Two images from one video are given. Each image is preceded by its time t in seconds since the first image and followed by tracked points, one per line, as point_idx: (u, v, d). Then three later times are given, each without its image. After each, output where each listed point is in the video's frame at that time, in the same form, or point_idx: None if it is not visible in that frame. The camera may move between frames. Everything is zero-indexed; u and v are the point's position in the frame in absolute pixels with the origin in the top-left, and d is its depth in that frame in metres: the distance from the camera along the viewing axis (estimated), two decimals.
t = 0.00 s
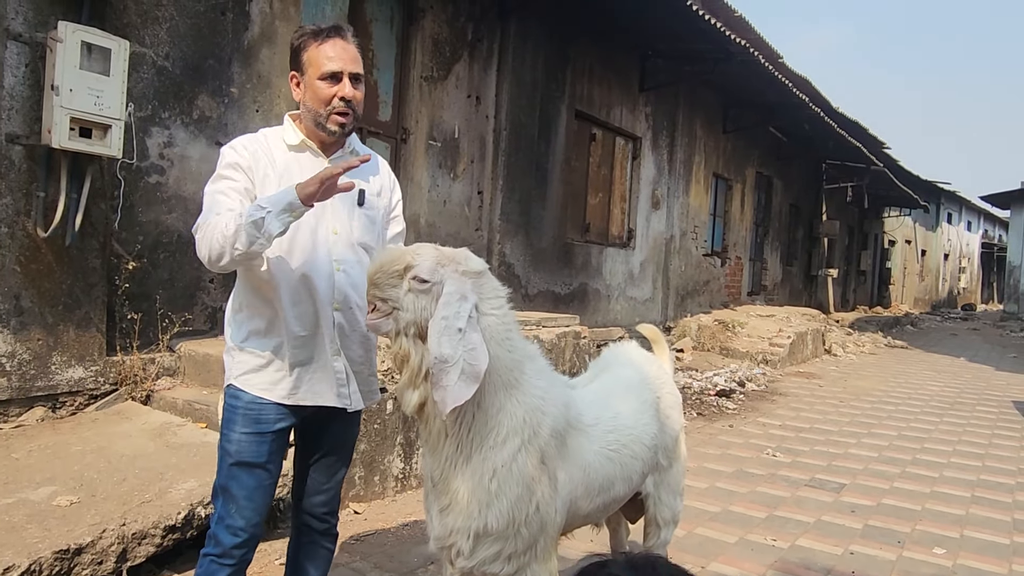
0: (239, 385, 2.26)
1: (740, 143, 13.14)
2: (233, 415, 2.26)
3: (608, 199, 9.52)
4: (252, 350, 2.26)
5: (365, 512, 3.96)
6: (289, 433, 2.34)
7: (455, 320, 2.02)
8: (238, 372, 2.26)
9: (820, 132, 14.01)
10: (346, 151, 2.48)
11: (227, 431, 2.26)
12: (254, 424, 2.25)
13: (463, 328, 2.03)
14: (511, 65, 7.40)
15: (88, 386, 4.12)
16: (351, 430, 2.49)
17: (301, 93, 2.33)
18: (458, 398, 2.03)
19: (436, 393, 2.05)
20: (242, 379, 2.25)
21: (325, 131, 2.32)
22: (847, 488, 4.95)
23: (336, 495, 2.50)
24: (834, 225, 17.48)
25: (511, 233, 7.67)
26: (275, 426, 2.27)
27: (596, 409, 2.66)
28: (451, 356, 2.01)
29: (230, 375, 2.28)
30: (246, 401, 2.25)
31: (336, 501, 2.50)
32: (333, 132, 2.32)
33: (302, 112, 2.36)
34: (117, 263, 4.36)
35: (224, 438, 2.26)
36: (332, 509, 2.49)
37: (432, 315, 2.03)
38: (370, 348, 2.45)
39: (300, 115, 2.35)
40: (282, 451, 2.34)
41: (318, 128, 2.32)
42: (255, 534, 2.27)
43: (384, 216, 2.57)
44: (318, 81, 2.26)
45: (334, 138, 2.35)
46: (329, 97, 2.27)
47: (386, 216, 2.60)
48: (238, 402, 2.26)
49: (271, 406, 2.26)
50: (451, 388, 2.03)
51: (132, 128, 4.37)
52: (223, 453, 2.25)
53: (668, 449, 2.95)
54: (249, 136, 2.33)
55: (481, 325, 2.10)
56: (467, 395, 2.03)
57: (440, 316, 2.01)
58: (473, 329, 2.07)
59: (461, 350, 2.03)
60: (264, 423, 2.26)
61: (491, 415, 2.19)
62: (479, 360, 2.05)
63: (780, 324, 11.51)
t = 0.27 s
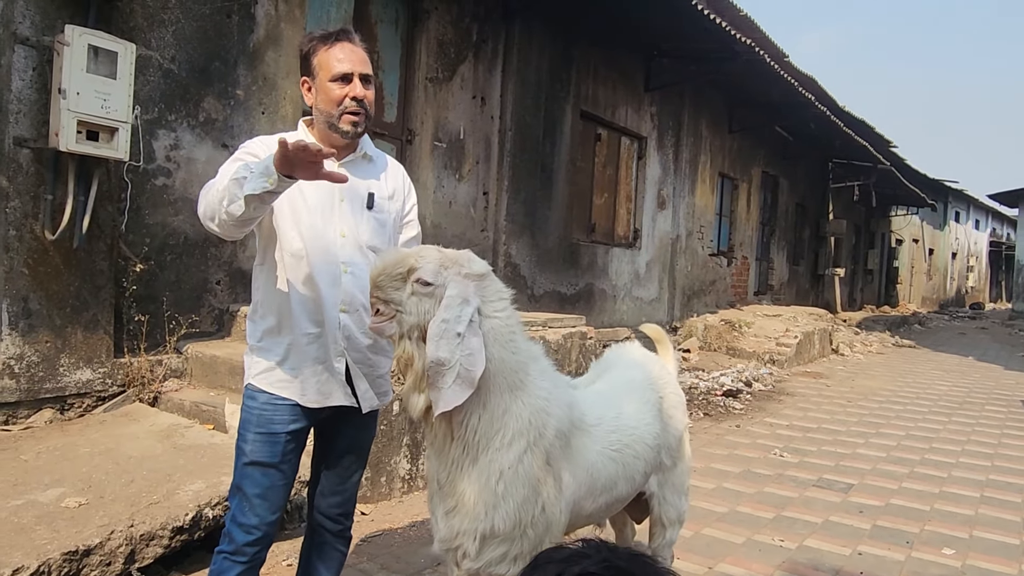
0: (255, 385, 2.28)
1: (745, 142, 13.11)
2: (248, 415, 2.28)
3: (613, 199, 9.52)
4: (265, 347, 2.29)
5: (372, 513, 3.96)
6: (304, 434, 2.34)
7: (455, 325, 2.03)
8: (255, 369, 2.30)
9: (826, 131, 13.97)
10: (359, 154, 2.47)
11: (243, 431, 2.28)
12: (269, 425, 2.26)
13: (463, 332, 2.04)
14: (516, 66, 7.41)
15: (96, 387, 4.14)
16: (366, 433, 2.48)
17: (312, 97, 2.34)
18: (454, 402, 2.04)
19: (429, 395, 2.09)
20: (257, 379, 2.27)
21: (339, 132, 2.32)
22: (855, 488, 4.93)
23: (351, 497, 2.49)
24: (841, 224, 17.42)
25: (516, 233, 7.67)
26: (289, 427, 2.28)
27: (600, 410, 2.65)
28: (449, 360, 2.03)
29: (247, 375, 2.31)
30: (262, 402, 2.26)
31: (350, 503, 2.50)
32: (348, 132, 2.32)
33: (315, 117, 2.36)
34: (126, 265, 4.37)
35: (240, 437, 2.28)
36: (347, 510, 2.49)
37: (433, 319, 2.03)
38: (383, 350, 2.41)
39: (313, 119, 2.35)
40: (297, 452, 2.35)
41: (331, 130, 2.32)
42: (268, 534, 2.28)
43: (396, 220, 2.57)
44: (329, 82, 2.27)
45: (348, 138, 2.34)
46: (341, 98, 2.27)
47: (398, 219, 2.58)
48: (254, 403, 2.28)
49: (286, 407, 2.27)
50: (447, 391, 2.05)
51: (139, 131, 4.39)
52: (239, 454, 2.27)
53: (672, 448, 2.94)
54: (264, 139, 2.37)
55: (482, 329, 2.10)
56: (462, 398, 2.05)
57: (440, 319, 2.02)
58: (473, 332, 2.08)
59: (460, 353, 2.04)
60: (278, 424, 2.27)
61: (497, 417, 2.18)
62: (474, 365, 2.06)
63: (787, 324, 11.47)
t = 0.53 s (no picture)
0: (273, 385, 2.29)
1: (759, 140, 13.03)
2: (266, 415, 2.29)
3: (626, 197, 9.49)
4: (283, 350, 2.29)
5: (385, 512, 3.97)
6: (321, 434, 2.34)
7: (463, 326, 2.03)
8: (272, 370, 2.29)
9: (842, 128, 13.85)
10: (378, 156, 2.45)
11: (261, 430, 2.29)
12: (285, 425, 2.27)
13: (471, 333, 2.04)
14: (528, 65, 7.41)
15: (112, 387, 4.17)
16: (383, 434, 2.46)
17: (334, 97, 2.34)
18: (459, 404, 2.01)
19: (433, 397, 2.06)
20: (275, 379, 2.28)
21: (359, 132, 2.29)
22: (871, 489, 4.88)
23: (366, 499, 2.48)
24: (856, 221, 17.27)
25: (529, 232, 7.66)
26: (306, 427, 2.29)
27: (611, 409, 2.64)
28: (456, 361, 2.02)
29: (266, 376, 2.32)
30: (279, 402, 2.27)
31: (366, 504, 2.49)
32: (367, 132, 2.29)
33: (336, 118, 2.36)
34: (139, 265, 4.41)
35: (258, 437, 2.29)
36: (361, 512, 2.48)
37: (442, 319, 2.03)
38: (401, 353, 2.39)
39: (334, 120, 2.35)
40: (314, 453, 2.35)
41: (352, 130, 2.30)
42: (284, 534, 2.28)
43: (415, 222, 2.55)
44: (350, 84, 2.28)
45: (367, 139, 2.32)
46: (361, 99, 2.28)
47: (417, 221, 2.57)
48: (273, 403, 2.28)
49: (303, 408, 2.28)
50: (451, 392, 2.02)
51: (153, 132, 4.42)
52: (256, 454, 2.28)
53: (683, 447, 2.92)
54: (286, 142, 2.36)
55: (489, 331, 2.10)
56: (467, 400, 2.02)
57: (448, 320, 2.02)
58: (482, 335, 2.07)
59: (468, 355, 2.03)
60: (295, 424, 2.28)
61: (508, 417, 2.18)
62: (481, 368, 2.04)
63: (802, 322, 11.39)
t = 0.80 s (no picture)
0: (292, 382, 2.31)
1: (781, 135, 12.90)
2: (285, 411, 2.31)
3: (646, 193, 9.44)
4: (302, 347, 2.32)
5: (404, 508, 4.00)
6: (339, 431, 2.36)
7: (481, 325, 2.03)
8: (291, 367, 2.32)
9: (865, 122, 13.67)
10: (396, 155, 2.45)
11: (280, 426, 2.31)
12: (304, 422, 2.29)
13: (488, 332, 2.04)
14: (546, 62, 7.43)
15: (136, 383, 4.23)
16: (401, 431, 2.47)
17: (353, 97, 2.36)
18: (475, 404, 2.03)
19: (452, 395, 2.07)
20: (294, 376, 2.30)
21: (378, 131, 2.31)
22: (894, 487, 4.82)
23: (385, 495, 2.50)
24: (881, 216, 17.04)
25: (548, 229, 7.66)
26: (324, 424, 2.30)
27: (628, 406, 2.63)
28: (473, 361, 2.02)
29: (285, 372, 2.34)
30: (298, 398, 2.30)
31: (385, 500, 2.50)
32: (385, 132, 2.31)
33: (354, 117, 2.37)
34: (162, 263, 4.47)
35: (278, 433, 2.31)
36: (381, 508, 2.49)
37: (459, 317, 2.03)
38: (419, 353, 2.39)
39: (353, 119, 2.36)
40: (333, 449, 2.37)
41: (370, 129, 2.32)
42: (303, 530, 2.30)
43: (433, 222, 2.55)
44: (368, 83, 2.30)
45: (386, 138, 2.33)
46: (379, 99, 2.29)
47: (436, 220, 2.56)
48: (292, 399, 2.31)
49: (322, 405, 2.29)
50: (469, 391, 2.03)
51: (175, 132, 4.48)
52: (276, 450, 2.31)
53: (699, 444, 2.91)
54: (306, 145, 2.40)
55: (506, 330, 2.10)
56: (484, 399, 2.03)
57: (465, 318, 2.02)
58: (499, 333, 2.07)
59: (484, 354, 2.03)
60: (314, 421, 2.29)
61: (525, 415, 2.17)
62: (499, 366, 2.05)
63: (825, 319, 11.26)
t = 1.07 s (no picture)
0: (311, 371, 2.34)
1: (810, 126, 12.70)
2: (305, 400, 2.34)
3: (672, 185, 9.36)
4: (321, 337, 2.35)
5: (427, 498, 4.02)
6: (359, 420, 2.38)
7: (497, 316, 2.03)
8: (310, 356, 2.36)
9: (898, 112, 13.39)
10: (415, 147, 2.45)
11: (301, 414, 2.34)
12: (323, 410, 2.31)
13: (504, 323, 2.04)
14: (571, 54, 7.38)
15: (166, 374, 4.30)
16: (420, 420, 2.48)
17: (373, 90, 2.37)
18: (490, 394, 2.04)
19: (467, 385, 2.07)
20: (313, 365, 2.33)
21: (397, 124, 2.32)
22: (924, 483, 4.74)
23: (405, 484, 2.51)
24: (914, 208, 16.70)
25: (572, 222, 7.63)
26: (343, 412, 2.33)
27: (648, 398, 2.61)
28: (488, 352, 2.02)
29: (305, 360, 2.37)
30: (317, 387, 2.32)
31: (405, 489, 2.52)
32: (404, 124, 2.32)
33: (374, 110, 2.39)
34: (191, 256, 4.54)
35: (298, 421, 2.34)
36: (401, 497, 2.51)
37: (474, 308, 2.04)
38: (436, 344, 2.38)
39: (373, 112, 2.38)
40: (352, 438, 2.39)
41: (389, 122, 2.33)
42: (324, 516, 2.33)
43: (452, 215, 2.54)
44: (388, 76, 2.30)
45: (406, 131, 2.34)
46: (399, 91, 2.30)
47: (454, 212, 2.55)
48: (311, 388, 2.34)
49: (340, 394, 2.32)
50: (484, 382, 2.04)
51: (202, 126, 4.54)
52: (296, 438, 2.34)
53: (719, 436, 2.88)
54: (327, 137, 2.43)
55: (521, 321, 2.10)
56: (498, 390, 2.04)
57: (480, 309, 2.02)
58: (515, 324, 2.08)
59: (499, 345, 2.03)
60: (333, 409, 2.32)
61: (544, 406, 2.17)
62: (514, 358, 2.05)
63: (855, 313, 11.08)
